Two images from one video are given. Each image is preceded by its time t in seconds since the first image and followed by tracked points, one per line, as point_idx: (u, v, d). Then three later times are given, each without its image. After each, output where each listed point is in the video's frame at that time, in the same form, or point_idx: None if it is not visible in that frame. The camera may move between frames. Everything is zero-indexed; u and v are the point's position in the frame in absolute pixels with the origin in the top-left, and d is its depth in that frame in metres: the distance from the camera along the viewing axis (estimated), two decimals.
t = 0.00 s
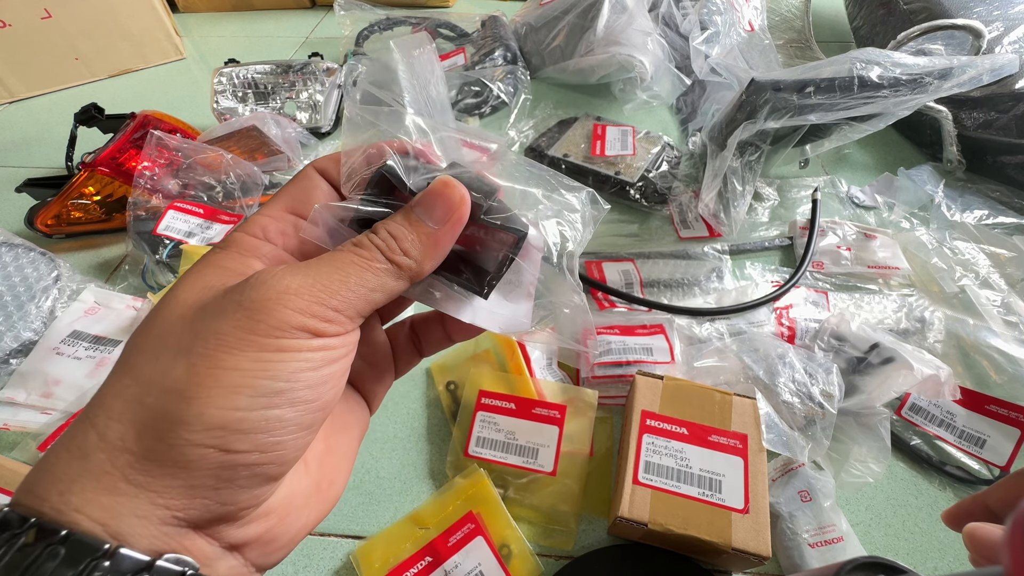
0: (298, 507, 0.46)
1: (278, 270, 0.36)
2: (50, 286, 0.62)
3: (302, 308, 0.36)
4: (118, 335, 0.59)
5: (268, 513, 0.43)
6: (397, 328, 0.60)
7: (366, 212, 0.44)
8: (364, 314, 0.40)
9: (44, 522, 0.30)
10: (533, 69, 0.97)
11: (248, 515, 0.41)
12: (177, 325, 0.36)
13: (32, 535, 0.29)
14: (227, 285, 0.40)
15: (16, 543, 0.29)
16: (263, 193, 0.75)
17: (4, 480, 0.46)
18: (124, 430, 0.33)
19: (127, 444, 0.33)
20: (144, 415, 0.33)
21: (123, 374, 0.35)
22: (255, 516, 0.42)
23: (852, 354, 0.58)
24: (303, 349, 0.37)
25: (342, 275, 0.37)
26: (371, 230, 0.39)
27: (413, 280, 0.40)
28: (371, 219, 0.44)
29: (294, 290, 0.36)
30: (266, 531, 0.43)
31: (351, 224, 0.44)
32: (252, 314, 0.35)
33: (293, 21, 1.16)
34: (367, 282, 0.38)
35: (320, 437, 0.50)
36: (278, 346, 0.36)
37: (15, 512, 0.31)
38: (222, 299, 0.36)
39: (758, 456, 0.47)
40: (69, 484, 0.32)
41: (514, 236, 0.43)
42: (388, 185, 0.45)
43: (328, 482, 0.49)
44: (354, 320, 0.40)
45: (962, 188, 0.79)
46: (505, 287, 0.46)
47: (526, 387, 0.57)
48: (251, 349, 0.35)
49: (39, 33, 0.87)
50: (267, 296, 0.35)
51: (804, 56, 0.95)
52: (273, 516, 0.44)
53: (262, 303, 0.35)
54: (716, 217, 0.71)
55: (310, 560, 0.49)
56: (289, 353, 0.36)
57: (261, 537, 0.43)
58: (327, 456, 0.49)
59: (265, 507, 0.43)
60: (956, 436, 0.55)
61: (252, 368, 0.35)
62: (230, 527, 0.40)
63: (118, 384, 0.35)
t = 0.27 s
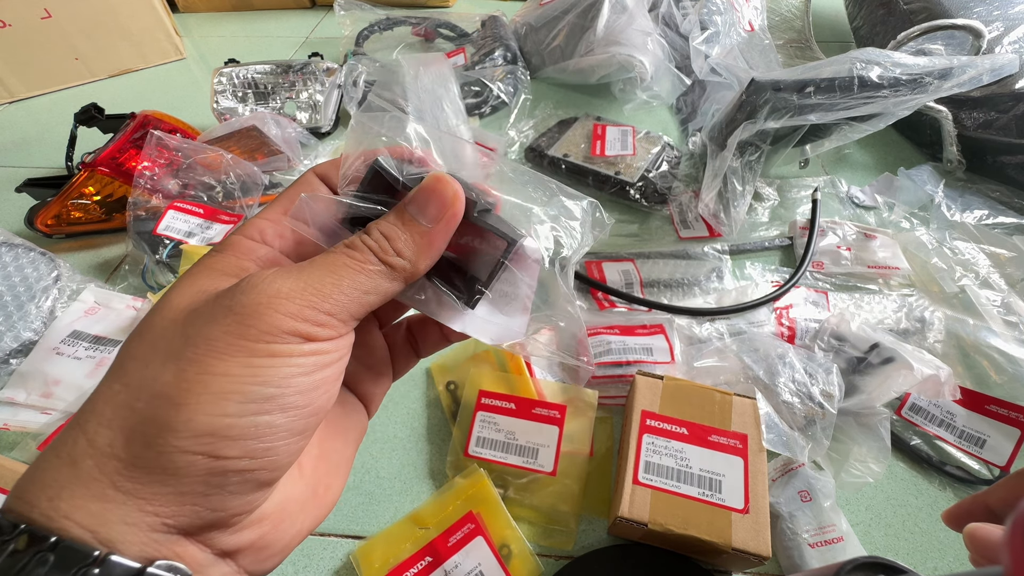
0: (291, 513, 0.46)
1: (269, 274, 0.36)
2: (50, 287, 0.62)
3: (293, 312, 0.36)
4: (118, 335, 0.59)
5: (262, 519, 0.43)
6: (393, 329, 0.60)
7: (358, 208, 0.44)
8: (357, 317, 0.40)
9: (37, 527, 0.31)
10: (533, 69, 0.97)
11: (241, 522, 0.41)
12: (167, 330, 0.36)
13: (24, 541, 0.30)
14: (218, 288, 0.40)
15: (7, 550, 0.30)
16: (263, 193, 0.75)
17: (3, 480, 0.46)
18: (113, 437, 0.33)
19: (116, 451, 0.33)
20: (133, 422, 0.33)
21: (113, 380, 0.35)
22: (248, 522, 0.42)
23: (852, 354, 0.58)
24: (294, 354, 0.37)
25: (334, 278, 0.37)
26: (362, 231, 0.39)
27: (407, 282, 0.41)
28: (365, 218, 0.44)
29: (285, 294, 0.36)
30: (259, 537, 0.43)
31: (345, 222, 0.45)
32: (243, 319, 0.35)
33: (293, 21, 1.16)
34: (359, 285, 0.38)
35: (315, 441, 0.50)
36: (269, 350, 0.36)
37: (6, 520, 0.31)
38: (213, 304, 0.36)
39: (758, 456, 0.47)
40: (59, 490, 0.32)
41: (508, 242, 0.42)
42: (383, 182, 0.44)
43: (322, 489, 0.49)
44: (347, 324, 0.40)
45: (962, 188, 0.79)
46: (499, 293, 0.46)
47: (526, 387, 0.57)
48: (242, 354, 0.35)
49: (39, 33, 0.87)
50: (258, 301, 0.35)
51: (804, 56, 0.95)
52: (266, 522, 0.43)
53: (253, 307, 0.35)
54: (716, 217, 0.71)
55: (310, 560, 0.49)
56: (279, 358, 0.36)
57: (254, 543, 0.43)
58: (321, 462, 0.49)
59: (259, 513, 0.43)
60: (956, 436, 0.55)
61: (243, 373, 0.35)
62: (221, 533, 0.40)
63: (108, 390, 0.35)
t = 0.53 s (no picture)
0: (292, 507, 0.45)
1: (258, 265, 0.36)
2: (50, 287, 0.62)
3: (283, 300, 0.36)
4: (118, 335, 0.59)
5: (262, 511, 0.43)
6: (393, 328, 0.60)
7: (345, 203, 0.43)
8: (349, 306, 0.40)
9: (36, 524, 0.31)
10: (533, 69, 0.97)
11: (240, 512, 0.41)
12: (160, 324, 0.36)
13: (23, 538, 0.30)
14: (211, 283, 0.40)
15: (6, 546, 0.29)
16: (263, 193, 0.75)
17: (4, 480, 0.46)
18: (110, 428, 0.33)
19: (113, 441, 0.33)
20: (129, 412, 0.33)
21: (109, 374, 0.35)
22: (246, 513, 0.41)
23: (852, 354, 0.58)
24: (286, 342, 0.37)
25: (324, 267, 0.37)
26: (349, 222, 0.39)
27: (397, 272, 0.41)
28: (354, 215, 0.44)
29: (274, 283, 0.35)
30: (260, 530, 0.43)
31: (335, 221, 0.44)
32: (234, 310, 0.35)
33: (293, 22, 1.16)
34: (349, 273, 0.38)
35: (314, 439, 0.49)
36: (261, 340, 0.36)
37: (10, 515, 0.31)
38: (204, 297, 0.36)
39: (758, 456, 0.47)
40: (59, 483, 0.32)
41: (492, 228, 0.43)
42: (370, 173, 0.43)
43: (324, 484, 0.48)
44: (339, 313, 0.40)
45: (962, 188, 0.79)
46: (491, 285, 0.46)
47: (526, 387, 0.57)
48: (233, 343, 0.35)
49: (39, 33, 0.87)
50: (247, 290, 0.35)
51: (804, 56, 0.95)
52: (268, 514, 0.43)
53: (243, 297, 0.35)
54: (716, 217, 0.71)
55: (310, 560, 0.49)
56: (272, 347, 0.36)
57: (254, 536, 0.42)
58: (324, 454, 0.49)
59: (257, 505, 0.42)
60: (956, 436, 0.55)
61: (235, 362, 0.35)
62: (220, 524, 0.40)
63: (103, 383, 0.35)
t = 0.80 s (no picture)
0: (286, 510, 0.45)
1: (255, 271, 0.37)
2: (50, 287, 0.62)
3: (279, 305, 0.36)
4: (118, 335, 0.59)
5: (257, 513, 0.42)
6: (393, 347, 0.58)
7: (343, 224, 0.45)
8: (344, 310, 0.40)
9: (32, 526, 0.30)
10: (533, 69, 0.97)
11: (237, 513, 0.41)
12: (160, 330, 0.36)
13: (15, 544, 0.29)
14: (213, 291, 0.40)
15: None
16: (263, 193, 0.75)
17: (3, 480, 0.46)
18: (111, 427, 0.33)
19: (114, 439, 0.33)
20: (129, 413, 0.33)
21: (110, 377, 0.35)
22: (244, 514, 0.41)
23: (852, 354, 0.58)
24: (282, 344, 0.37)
25: (318, 272, 0.37)
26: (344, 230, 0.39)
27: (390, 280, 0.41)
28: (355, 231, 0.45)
29: (270, 288, 0.36)
30: (257, 532, 0.42)
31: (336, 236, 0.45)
32: (231, 314, 0.35)
33: (293, 21, 1.16)
34: (343, 277, 0.38)
35: (309, 444, 0.49)
36: (256, 342, 0.36)
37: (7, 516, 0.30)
38: (202, 302, 0.36)
39: (758, 456, 0.47)
40: (60, 483, 0.32)
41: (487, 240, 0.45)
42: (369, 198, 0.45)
43: (320, 491, 0.48)
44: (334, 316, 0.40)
45: (962, 188, 0.79)
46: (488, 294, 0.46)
47: (526, 387, 0.57)
48: (229, 346, 0.35)
49: (39, 33, 0.87)
50: (243, 295, 0.35)
51: (804, 56, 0.95)
52: (264, 515, 0.43)
53: (239, 302, 0.35)
54: (716, 217, 0.71)
55: (310, 560, 0.49)
56: (268, 348, 0.37)
57: (250, 539, 0.42)
58: (318, 463, 0.49)
59: (254, 505, 0.42)
60: (957, 436, 0.55)
61: (232, 364, 0.35)
62: (217, 525, 0.39)
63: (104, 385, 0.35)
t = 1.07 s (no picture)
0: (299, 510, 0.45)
1: (282, 275, 0.37)
2: (50, 287, 0.62)
3: (304, 310, 0.36)
4: (118, 335, 0.59)
5: (273, 512, 0.42)
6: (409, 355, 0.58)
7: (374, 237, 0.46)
8: (366, 317, 0.40)
9: (59, 516, 0.30)
10: (533, 70, 0.97)
11: (253, 512, 0.41)
12: (189, 328, 0.37)
13: (38, 538, 0.29)
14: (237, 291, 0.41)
15: (23, 547, 0.28)
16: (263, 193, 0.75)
17: (3, 480, 0.46)
18: (137, 423, 0.33)
19: (142, 435, 0.33)
20: (156, 410, 0.33)
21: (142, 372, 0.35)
22: (259, 513, 0.41)
23: (852, 354, 0.58)
24: (304, 349, 0.37)
25: (342, 278, 0.37)
26: (372, 241, 0.40)
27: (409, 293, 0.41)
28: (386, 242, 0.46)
29: (296, 292, 0.36)
30: (270, 531, 0.42)
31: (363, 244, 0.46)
32: (256, 316, 0.35)
33: (293, 22, 1.16)
34: (367, 285, 0.38)
35: (320, 449, 0.48)
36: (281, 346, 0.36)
37: (32, 506, 0.30)
38: (229, 304, 0.36)
39: (758, 455, 0.47)
40: (86, 475, 0.32)
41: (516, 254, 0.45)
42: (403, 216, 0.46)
43: (331, 492, 0.48)
44: (356, 323, 0.40)
45: (962, 188, 0.79)
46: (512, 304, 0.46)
47: (526, 387, 0.57)
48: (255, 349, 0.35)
49: (39, 33, 0.87)
50: (269, 298, 0.35)
51: (803, 56, 0.95)
52: (278, 515, 0.43)
53: (265, 305, 0.35)
54: (716, 217, 0.71)
55: (310, 560, 0.49)
56: (292, 352, 0.36)
57: (264, 537, 0.42)
58: (330, 467, 0.48)
59: (269, 506, 0.42)
60: (956, 436, 0.55)
61: (257, 367, 0.35)
62: (233, 522, 0.40)
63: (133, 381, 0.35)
